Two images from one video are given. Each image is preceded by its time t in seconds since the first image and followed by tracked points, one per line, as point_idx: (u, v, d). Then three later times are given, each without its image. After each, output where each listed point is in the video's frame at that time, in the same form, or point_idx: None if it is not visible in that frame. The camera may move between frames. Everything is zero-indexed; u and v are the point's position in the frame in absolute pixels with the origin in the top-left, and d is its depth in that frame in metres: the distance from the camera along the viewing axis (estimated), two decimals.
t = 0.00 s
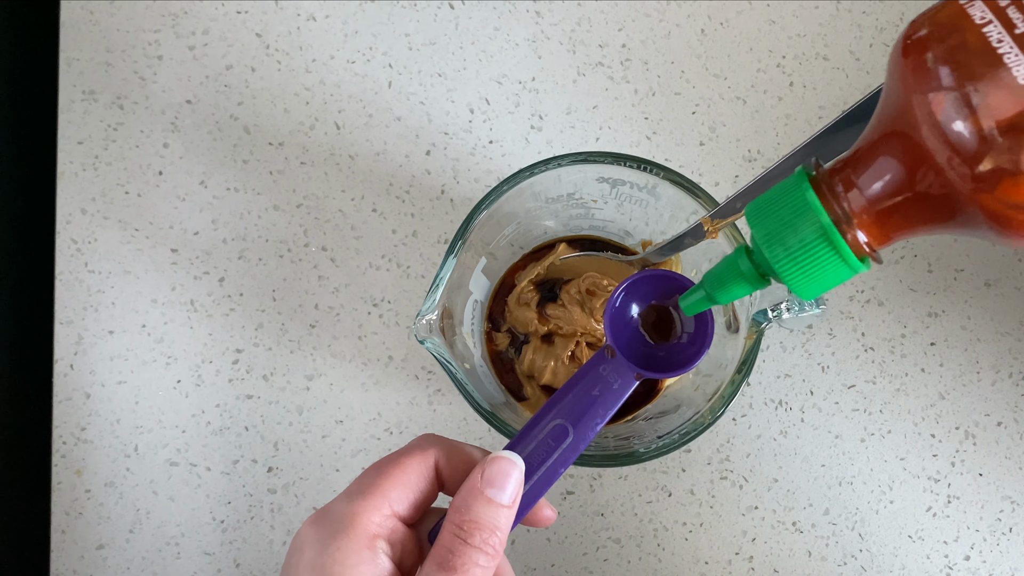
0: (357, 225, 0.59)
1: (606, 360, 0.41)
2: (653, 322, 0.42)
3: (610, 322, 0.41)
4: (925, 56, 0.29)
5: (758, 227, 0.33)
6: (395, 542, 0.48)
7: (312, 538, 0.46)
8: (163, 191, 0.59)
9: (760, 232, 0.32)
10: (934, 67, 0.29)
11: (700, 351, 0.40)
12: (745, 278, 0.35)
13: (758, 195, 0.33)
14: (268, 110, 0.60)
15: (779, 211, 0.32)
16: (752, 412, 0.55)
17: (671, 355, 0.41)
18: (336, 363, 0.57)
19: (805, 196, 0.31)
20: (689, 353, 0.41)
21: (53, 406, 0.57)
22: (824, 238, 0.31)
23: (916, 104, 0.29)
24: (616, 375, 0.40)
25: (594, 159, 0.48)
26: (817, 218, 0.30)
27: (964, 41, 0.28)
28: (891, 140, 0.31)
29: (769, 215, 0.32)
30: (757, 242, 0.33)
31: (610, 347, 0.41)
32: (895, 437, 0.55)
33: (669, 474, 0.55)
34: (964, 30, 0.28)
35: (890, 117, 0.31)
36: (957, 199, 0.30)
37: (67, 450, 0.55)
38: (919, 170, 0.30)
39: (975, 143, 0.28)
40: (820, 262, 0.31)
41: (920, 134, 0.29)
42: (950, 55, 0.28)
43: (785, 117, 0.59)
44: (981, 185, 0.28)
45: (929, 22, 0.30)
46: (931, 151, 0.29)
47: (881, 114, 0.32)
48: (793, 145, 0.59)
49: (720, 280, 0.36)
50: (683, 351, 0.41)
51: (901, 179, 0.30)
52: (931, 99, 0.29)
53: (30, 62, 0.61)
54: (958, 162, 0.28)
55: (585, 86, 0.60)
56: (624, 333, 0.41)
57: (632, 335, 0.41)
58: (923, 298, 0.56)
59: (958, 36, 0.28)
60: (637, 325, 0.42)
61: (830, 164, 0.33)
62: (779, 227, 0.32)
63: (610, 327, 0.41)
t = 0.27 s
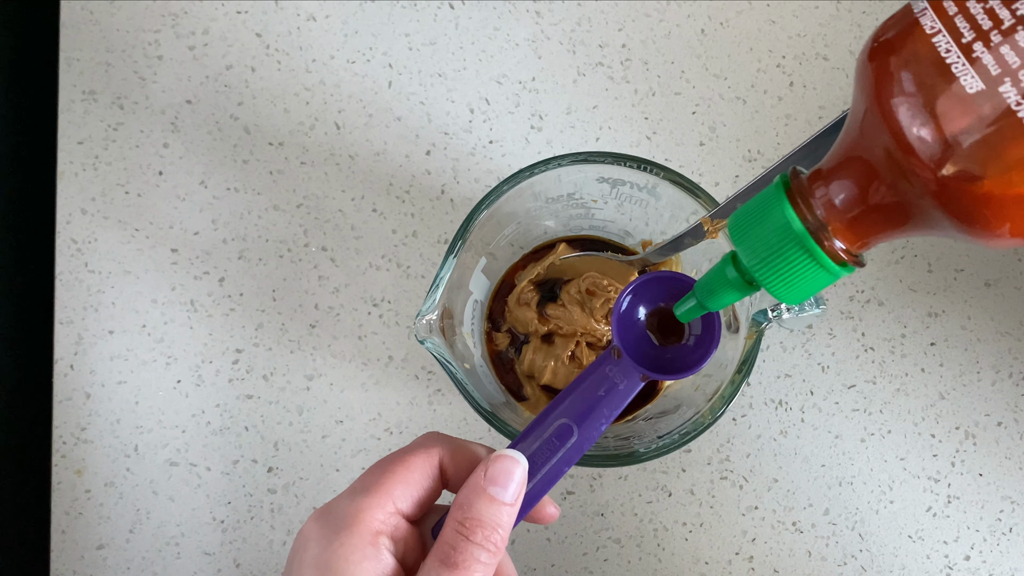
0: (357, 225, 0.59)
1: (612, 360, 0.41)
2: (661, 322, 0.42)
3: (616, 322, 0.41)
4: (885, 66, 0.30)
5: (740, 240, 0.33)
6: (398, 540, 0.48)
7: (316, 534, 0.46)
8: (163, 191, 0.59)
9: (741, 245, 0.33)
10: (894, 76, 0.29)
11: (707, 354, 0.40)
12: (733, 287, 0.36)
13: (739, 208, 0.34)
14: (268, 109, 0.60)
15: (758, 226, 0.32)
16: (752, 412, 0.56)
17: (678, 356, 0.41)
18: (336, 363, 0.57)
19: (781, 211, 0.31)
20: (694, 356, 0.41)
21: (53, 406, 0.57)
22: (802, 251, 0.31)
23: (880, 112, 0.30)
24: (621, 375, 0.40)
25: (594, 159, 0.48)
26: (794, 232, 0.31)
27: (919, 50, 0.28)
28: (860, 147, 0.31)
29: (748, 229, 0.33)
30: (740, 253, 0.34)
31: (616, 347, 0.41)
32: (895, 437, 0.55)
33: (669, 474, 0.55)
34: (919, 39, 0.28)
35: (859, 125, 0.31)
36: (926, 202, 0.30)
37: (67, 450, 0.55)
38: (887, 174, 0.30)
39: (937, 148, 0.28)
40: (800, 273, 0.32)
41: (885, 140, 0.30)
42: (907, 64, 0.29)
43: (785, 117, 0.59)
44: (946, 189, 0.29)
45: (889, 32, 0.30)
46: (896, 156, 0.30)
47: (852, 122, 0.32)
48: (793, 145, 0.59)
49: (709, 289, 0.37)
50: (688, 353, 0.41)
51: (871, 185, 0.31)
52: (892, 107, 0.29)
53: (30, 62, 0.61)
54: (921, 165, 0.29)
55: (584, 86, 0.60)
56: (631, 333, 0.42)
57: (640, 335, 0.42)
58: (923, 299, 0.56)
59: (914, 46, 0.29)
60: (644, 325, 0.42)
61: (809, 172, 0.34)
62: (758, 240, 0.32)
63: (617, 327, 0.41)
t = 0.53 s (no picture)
0: (357, 225, 0.59)
1: (609, 360, 0.41)
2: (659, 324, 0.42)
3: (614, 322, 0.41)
4: (857, 72, 0.30)
5: (727, 247, 0.34)
6: (393, 534, 0.48)
7: (312, 529, 0.45)
8: (163, 191, 0.59)
9: (728, 251, 0.34)
10: (865, 83, 0.29)
11: (702, 356, 0.40)
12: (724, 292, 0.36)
13: (727, 216, 0.34)
14: (268, 109, 0.60)
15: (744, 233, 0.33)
16: (752, 412, 0.56)
17: (674, 359, 0.41)
18: (336, 363, 0.57)
19: (766, 218, 0.32)
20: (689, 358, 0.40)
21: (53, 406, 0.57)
22: (788, 258, 0.32)
23: (854, 119, 0.30)
24: (617, 375, 0.40)
25: (594, 159, 0.48)
26: (779, 239, 0.32)
27: (888, 56, 0.28)
28: (839, 153, 0.31)
29: (734, 236, 0.33)
30: (728, 259, 0.34)
31: (614, 348, 0.40)
32: (895, 437, 0.55)
33: (668, 474, 0.55)
34: (888, 46, 0.28)
35: (837, 130, 0.31)
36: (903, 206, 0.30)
37: (67, 450, 0.55)
38: (864, 179, 0.30)
39: (907, 153, 0.28)
40: (785, 278, 0.32)
41: (859, 146, 0.30)
42: (877, 71, 0.29)
43: (785, 117, 0.59)
44: (920, 192, 0.29)
45: (862, 37, 0.30)
46: (870, 161, 0.30)
47: (831, 126, 0.32)
48: (793, 145, 0.59)
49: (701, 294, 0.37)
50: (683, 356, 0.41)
51: (849, 190, 0.31)
52: (864, 114, 0.29)
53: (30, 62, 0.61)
54: (894, 171, 0.29)
55: (585, 86, 0.60)
56: (629, 335, 0.41)
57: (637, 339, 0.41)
58: (923, 298, 0.56)
59: (883, 53, 0.28)
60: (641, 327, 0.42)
61: (794, 177, 0.34)
62: (745, 247, 0.33)
63: (614, 329, 0.41)
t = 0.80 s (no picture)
0: (357, 225, 0.59)
1: (597, 356, 0.41)
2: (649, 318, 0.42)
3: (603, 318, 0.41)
4: (850, 66, 0.29)
5: (724, 241, 0.34)
6: (385, 531, 0.48)
7: (304, 526, 0.46)
8: (163, 191, 0.59)
9: (725, 246, 0.34)
10: (858, 76, 0.29)
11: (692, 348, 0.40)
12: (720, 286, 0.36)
13: (722, 211, 0.34)
14: (268, 109, 0.60)
15: (741, 227, 0.33)
16: (752, 412, 0.56)
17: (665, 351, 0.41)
18: (336, 363, 0.57)
19: (761, 213, 0.32)
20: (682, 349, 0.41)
21: (53, 406, 0.57)
22: (785, 251, 0.32)
23: (848, 112, 0.30)
24: (606, 370, 0.40)
25: (594, 159, 0.48)
26: (775, 232, 0.32)
27: (880, 50, 0.28)
28: (833, 146, 0.31)
29: (730, 231, 0.33)
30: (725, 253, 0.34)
31: (602, 343, 0.41)
32: (895, 437, 0.55)
33: (668, 474, 0.55)
34: (880, 39, 0.28)
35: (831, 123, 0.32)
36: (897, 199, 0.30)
37: (67, 450, 0.55)
38: (859, 172, 0.30)
39: (901, 147, 0.28)
40: (783, 272, 0.32)
41: (853, 139, 0.30)
42: (870, 64, 0.29)
43: (785, 117, 0.59)
44: (914, 185, 0.29)
45: (855, 30, 0.30)
46: (864, 154, 0.30)
47: (826, 119, 0.32)
48: (793, 145, 0.59)
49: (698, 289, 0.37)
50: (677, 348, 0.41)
51: (844, 183, 0.31)
52: (858, 107, 0.29)
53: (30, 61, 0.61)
54: (888, 164, 0.29)
55: (585, 86, 0.60)
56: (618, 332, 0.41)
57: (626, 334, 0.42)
58: (923, 298, 0.56)
59: (876, 46, 0.28)
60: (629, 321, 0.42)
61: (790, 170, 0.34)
62: (741, 241, 0.33)
63: (604, 325, 0.41)
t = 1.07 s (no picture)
0: (357, 225, 0.59)
1: (595, 352, 0.41)
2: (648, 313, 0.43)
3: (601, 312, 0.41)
4: (858, 60, 0.30)
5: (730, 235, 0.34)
6: (383, 526, 0.48)
7: (302, 522, 0.46)
8: (163, 191, 0.59)
9: (732, 241, 0.34)
10: (867, 71, 0.29)
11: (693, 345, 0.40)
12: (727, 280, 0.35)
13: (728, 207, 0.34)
14: (268, 109, 0.60)
15: (747, 220, 0.33)
16: (752, 412, 0.56)
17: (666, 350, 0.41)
18: (336, 363, 0.57)
19: (769, 208, 0.32)
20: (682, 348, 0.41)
21: (53, 406, 0.57)
22: (790, 246, 0.32)
23: (857, 106, 0.30)
24: (605, 366, 0.40)
25: (594, 159, 0.48)
26: (783, 227, 0.32)
27: (889, 44, 0.28)
28: (842, 141, 0.31)
29: (737, 226, 0.33)
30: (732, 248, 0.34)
31: (601, 340, 0.40)
32: (895, 437, 0.55)
33: (669, 474, 0.55)
34: (888, 34, 0.28)
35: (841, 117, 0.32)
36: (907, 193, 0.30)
37: (67, 450, 0.55)
38: (868, 166, 0.31)
39: (911, 140, 0.28)
40: (790, 266, 0.33)
41: (863, 133, 0.30)
42: (879, 58, 0.29)
43: (785, 117, 0.59)
44: (925, 178, 0.29)
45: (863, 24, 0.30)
46: (874, 148, 0.30)
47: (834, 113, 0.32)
48: (793, 145, 0.59)
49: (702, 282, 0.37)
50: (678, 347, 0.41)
51: (852, 177, 0.31)
52: (867, 101, 0.29)
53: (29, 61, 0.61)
54: (898, 158, 0.29)
55: (585, 86, 0.60)
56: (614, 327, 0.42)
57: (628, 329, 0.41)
58: (923, 298, 0.56)
59: (885, 41, 0.28)
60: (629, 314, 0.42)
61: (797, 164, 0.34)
62: (748, 235, 0.33)
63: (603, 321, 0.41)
